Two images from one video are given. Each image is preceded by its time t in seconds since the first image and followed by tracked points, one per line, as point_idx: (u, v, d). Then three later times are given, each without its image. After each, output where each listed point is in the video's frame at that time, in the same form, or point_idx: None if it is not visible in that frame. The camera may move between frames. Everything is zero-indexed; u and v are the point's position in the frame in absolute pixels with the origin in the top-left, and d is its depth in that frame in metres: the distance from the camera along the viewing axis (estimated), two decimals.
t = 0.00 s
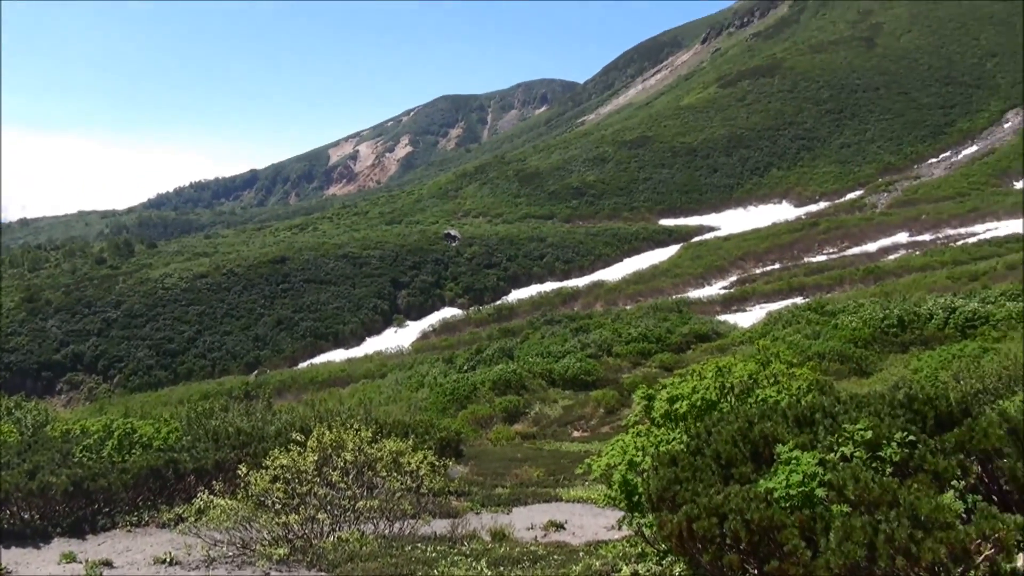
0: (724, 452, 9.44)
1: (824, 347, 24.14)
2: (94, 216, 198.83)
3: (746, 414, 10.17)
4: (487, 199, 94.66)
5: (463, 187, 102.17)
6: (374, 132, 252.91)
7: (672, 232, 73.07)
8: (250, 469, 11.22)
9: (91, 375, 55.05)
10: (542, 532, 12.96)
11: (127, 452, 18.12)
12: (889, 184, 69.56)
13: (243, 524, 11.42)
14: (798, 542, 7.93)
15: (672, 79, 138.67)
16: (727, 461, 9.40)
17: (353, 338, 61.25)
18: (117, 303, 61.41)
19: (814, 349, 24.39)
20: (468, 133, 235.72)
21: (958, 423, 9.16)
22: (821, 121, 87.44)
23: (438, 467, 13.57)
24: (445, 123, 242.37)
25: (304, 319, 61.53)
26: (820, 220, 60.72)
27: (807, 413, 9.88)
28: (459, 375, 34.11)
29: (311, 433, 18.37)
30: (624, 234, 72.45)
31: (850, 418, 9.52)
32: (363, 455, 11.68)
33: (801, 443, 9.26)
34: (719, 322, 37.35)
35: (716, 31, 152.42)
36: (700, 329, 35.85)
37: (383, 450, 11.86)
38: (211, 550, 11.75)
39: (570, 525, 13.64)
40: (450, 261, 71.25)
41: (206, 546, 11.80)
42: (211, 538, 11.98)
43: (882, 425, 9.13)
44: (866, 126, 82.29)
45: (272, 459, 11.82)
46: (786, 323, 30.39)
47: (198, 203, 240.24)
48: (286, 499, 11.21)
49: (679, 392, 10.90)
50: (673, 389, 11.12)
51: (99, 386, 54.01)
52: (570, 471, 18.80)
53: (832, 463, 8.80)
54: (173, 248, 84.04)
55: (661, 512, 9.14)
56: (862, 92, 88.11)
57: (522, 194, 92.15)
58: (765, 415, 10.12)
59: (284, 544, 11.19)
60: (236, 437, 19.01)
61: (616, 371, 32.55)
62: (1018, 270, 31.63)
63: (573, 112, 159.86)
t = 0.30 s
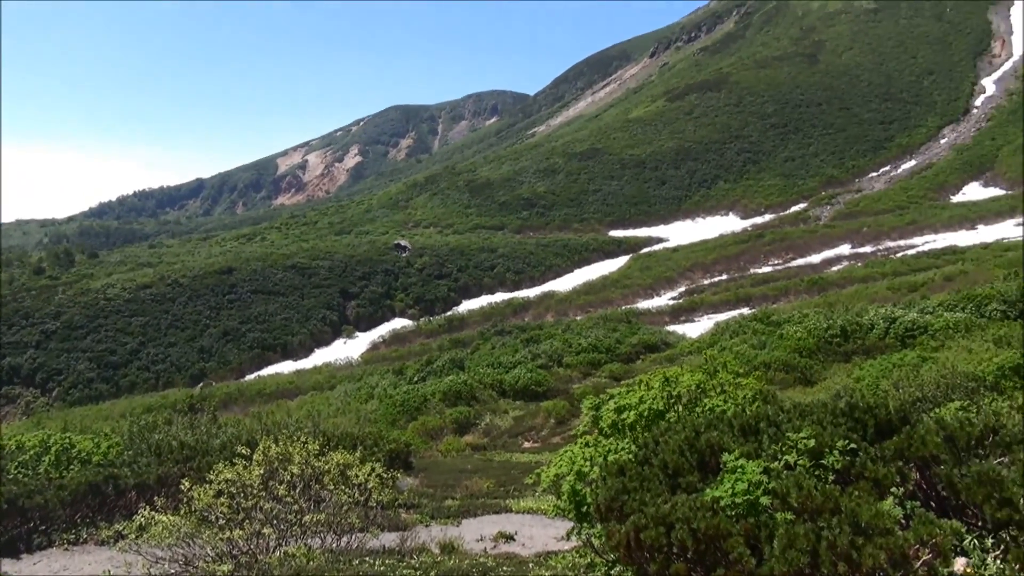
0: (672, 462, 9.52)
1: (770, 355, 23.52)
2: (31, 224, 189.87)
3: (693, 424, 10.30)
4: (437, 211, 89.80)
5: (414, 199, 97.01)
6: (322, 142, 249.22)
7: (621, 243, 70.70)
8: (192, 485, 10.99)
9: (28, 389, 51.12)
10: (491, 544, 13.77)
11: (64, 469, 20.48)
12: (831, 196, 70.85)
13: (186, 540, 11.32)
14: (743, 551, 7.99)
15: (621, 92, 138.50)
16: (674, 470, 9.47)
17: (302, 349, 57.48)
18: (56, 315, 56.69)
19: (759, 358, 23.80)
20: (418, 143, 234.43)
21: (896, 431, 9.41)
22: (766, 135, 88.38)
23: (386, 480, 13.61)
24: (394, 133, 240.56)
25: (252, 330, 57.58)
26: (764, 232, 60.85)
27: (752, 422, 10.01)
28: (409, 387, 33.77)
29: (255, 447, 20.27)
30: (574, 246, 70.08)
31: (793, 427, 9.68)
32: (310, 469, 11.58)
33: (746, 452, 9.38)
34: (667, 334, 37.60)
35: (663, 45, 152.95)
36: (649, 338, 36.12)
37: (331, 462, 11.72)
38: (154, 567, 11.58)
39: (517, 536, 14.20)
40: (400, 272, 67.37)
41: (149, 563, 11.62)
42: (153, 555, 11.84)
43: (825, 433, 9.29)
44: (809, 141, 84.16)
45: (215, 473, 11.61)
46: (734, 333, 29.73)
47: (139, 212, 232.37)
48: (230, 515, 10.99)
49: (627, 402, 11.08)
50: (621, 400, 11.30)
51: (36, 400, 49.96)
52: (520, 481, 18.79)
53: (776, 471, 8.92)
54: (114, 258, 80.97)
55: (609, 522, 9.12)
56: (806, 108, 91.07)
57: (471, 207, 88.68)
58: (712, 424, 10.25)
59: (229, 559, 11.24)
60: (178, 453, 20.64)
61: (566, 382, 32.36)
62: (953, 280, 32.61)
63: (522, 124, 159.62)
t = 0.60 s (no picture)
0: (619, 476, 9.60)
1: (716, 368, 23.45)
2: None
3: (640, 438, 10.43)
4: (386, 224, 87.45)
5: (362, 212, 93.74)
6: (269, 154, 245.39)
7: (570, 257, 71.10)
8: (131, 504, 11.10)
9: None
10: (439, 561, 13.67)
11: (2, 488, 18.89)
12: (774, 213, 73.15)
13: (124, 562, 11.36)
14: (690, 563, 8.04)
15: (569, 109, 138.75)
16: (621, 484, 9.55)
17: (247, 364, 55.72)
18: None
19: (706, 372, 23.67)
20: (366, 156, 232.50)
21: (837, 443, 9.61)
22: (711, 151, 90.88)
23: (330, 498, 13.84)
24: (345, 146, 239.10)
25: (195, 345, 55.69)
26: (710, 247, 62.16)
27: (697, 436, 10.13)
28: (356, 403, 33.31)
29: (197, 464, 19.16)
30: (523, 259, 69.85)
31: (737, 440, 9.80)
32: (253, 487, 11.81)
33: (692, 466, 9.47)
34: (613, 347, 38.02)
35: (611, 63, 153.80)
36: (597, 351, 36.50)
37: (275, 480, 12.01)
38: None
39: (465, 553, 14.13)
40: (348, 285, 65.63)
41: None
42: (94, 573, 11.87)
43: (767, 446, 9.46)
44: (753, 158, 87.12)
45: (154, 494, 11.70)
46: (681, 346, 30.12)
47: (78, 225, 223.81)
48: (170, 535, 11.12)
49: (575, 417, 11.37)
50: (569, 415, 11.58)
51: None
52: (468, 496, 18.83)
53: (721, 484, 9.02)
54: (50, 273, 77.89)
55: (557, 538, 9.08)
56: (749, 125, 93.94)
57: (420, 220, 86.98)
58: (658, 438, 10.38)
59: None
60: (118, 471, 19.41)
61: (516, 396, 32.23)
62: (891, 295, 33.44)
63: (473, 138, 160.42)
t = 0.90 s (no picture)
0: (576, 491, 9.61)
1: (673, 381, 23.40)
2: None
3: (596, 452, 10.49)
4: (341, 240, 85.96)
5: (317, 228, 91.71)
6: (222, 169, 241.53)
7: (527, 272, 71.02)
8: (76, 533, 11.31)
9: None
10: None
11: None
12: (726, 228, 74.72)
13: None
14: None
15: (524, 125, 139.05)
16: (578, 499, 9.55)
17: (200, 383, 54.63)
18: None
19: (663, 385, 23.63)
20: (320, 172, 231.91)
21: (791, 455, 9.70)
22: (665, 166, 91.62)
23: (285, 517, 14.27)
24: (299, 160, 237.36)
25: (146, 364, 54.69)
26: (665, 262, 62.81)
27: (653, 450, 10.20)
28: (312, 420, 32.90)
29: (147, 486, 18.89)
30: (479, 275, 69.55)
31: (692, 453, 9.90)
32: (205, 510, 11.91)
33: (648, 479, 9.52)
34: (569, 362, 38.18)
35: (565, 79, 154.50)
36: (554, 366, 36.57)
37: (229, 502, 12.14)
38: None
39: (422, 571, 14.14)
40: (303, 302, 64.41)
41: None
42: None
43: (722, 458, 9.53)
44: (707, 173, 88.60)
45: (102, 519, 11.86)
46: (638, 360, 30.26)
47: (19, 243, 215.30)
48: (118, 559, 11.27)
49: (532, 432, 11.58)
50: (527, 430, 11.73)
51: None
52: (426, 513, 18.77)
53: (677, 497, 9.05)
54: None
55: (513, 553, 9.01)
56: (701, 141, 95.89)
57: (375, 236, 85.53)
58: (614, 452, 10.44)
59: None
60: (64, 493, 18.76)
61: (472, 412, 32.03)
62: (841, 308, 34.15)
63: (429, 153, 160.57)
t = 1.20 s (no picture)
0: (538, 504, 9.62)
1: (637, 394, 23.59)
2: None
3: (559, 466, 10.51)
4: (303, 254, 84.99)
5: (278, 242, 90.58)
6: (181, 182, 238.42)
7: (490, 285, 71.22)
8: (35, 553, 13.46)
9: None
10: None
11: None
12: (688, 241, 75.93)
13: None
14: None
15: (487, 138, 139.35)
16: (541, 513, 9.56)
17: (158, 400, 53.81)
18: None
19: (626, 398, 23.81)
20: (282, 185, 231.48)
21: (750, 466, 9.78)
22: (626, 181, 92.63)
23: (246, 537, 15.73)
24: (261, 173, 236.58)
25: (102, 381, 53.62)
26: (628, 275, 63.40)
27: (616, 462, 10.24)
28: (274, 436, 32.57)
29: (103, 505, 18.31)
30: (443, 288, 69.71)
31: (654, 466, 9.94)
32: (158, 530, 14.04)
33: (610, 492, 9.54)
34: (533, 376, 38.23)
35: (528, 93, 155.32)
36: (519, 379, 36.62)
37: (187, 521, 14.30)
38: None
39: None
40: (264, 317, 63.74)
41: None
42: None
43: (683, 470, 9.60)
44: (668, 188, 89.83)
45: (62, 539, 14.08)
46: (601, 373, 30.33)
47: None
48: None
49: (496, 447, 11.66)
50: (490, 445, 11.83)
51: None
52: (389, 529, 18.67)
53: (638, 509, 9.08)
54: None
55: (476, 569, 8.93)
56: (663, 155, 97.17)
57: (338, 250, 84.97)
58: (578, 466, 10.47)
59: None
60: (16, 515, 18.22)
61: (436, 427, 31.85)
62: (802, 319, 34.80)
63: (391, 167, 160.26)
